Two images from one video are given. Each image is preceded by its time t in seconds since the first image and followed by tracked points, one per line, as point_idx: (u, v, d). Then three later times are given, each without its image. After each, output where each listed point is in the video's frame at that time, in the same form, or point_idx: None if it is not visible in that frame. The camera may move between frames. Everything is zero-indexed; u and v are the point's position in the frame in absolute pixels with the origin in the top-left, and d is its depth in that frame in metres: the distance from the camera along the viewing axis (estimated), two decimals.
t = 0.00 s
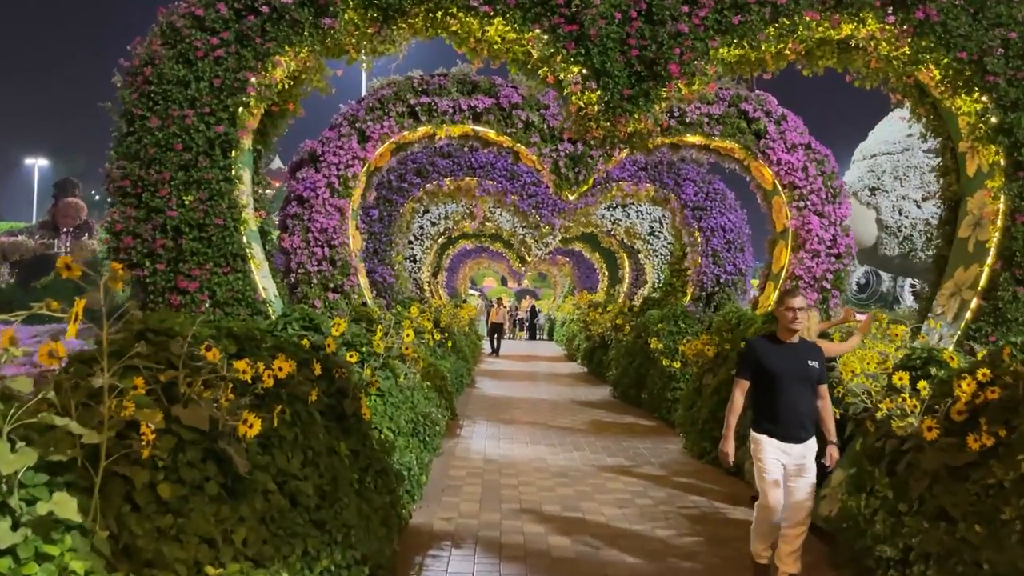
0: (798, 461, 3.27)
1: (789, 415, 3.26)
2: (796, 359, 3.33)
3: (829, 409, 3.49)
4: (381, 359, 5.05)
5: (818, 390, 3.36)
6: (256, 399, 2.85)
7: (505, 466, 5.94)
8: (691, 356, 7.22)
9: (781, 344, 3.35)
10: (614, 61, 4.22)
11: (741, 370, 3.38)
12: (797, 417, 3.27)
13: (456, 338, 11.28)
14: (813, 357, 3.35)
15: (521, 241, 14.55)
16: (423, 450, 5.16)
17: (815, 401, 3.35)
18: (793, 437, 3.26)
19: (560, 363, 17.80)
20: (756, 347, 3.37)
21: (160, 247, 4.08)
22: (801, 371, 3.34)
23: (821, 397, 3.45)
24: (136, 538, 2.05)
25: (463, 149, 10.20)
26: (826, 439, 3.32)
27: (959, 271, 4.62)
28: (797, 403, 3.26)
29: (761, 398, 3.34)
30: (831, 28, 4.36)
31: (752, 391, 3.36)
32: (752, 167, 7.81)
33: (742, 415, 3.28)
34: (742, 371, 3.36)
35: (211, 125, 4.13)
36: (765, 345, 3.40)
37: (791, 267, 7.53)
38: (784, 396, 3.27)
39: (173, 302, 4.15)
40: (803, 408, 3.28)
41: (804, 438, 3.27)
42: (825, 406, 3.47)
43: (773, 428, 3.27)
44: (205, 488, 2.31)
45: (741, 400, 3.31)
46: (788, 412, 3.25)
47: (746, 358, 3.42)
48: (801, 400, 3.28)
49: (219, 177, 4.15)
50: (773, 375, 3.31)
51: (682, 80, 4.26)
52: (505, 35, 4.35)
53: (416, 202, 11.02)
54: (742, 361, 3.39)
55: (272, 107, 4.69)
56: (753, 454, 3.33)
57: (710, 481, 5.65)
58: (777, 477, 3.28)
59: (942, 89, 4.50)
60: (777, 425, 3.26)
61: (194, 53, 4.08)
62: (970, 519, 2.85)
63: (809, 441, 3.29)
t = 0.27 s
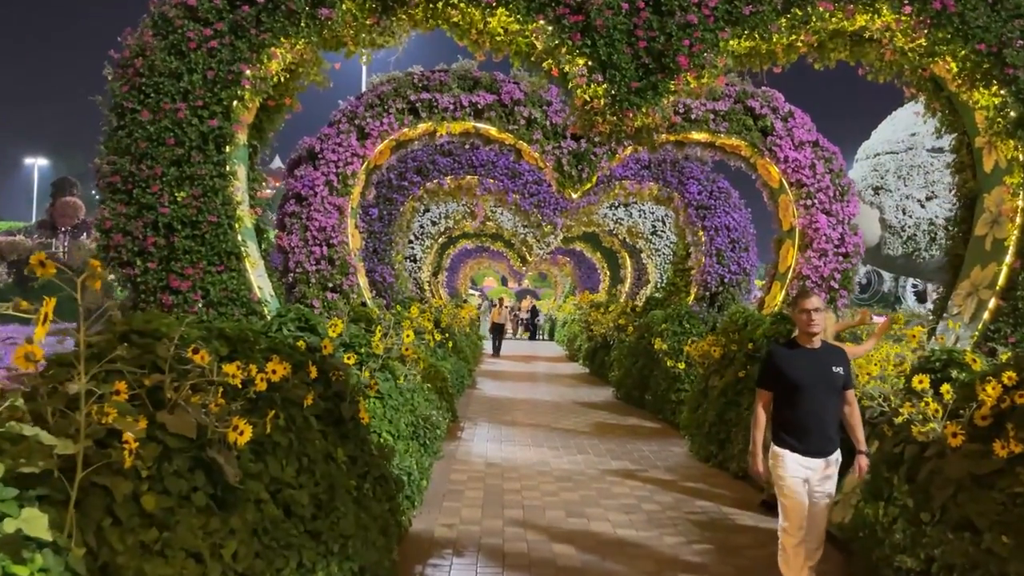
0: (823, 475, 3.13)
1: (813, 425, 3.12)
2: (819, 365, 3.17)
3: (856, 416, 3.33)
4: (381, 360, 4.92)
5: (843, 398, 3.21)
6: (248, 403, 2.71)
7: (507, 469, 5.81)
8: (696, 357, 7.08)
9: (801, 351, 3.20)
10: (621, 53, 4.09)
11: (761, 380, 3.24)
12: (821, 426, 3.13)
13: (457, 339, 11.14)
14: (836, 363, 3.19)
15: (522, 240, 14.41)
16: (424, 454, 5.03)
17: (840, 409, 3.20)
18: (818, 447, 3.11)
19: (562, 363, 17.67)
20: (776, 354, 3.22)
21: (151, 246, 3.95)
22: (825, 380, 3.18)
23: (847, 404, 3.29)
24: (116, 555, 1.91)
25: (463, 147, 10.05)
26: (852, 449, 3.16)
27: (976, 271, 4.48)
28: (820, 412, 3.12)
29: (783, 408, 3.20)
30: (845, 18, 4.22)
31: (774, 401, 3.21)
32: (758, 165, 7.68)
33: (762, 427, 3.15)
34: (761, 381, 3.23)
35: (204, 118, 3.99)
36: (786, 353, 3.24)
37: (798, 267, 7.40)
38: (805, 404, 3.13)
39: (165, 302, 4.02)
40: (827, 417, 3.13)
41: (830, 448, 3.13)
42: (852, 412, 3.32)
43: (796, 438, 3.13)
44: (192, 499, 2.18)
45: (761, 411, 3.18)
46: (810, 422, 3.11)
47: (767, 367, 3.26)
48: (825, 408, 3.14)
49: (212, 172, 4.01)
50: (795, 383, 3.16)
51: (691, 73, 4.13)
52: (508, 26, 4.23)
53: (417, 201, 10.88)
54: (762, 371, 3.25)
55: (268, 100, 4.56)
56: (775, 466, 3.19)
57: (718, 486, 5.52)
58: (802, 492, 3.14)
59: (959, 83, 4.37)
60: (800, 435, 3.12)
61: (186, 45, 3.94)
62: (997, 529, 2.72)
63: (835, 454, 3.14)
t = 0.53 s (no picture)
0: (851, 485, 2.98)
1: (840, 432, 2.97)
2: (842, 370, 3.01)
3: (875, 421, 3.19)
4: (379, 362, 4.77)
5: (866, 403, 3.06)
6: (236, 408, 2.58)
7: (509, 474, 5.66)
8: (702, 359, 6.93)
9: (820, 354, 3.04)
10: (628, 43, 3.94)
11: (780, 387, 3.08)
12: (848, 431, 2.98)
13: (458, 340, 10.99)
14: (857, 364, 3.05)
15: (524, 240, 14.26)
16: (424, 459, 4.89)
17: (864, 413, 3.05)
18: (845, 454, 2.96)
19: (564, 364, 17.52)
20: (797, 360, 3.05)
21: (141, 243, 3.80)
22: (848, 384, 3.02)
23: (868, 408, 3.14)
24: (90, 571, 1.78)
25: (465, 145, 9.91)
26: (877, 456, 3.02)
27: (993, 270, 4.36)
28: (845, 417, 2.96)
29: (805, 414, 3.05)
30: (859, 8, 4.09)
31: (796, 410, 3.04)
32: (765, 163, 7.53)
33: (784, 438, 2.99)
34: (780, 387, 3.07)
35: (196, 111, 3.85)
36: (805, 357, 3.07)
37: (807, 267, 7.26)
38: (829, 412, 2.97)
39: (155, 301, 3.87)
40: (853, 424, 2.98)
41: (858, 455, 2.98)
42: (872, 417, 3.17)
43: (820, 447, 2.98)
44: (174, 509, 2.04)
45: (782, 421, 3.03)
46: (836, 428, 2.96)
47: (785, 373, 3.08)
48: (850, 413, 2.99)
49: (205, 167, 3.87)
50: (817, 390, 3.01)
51: (700, 64, 3.98)
52: (511, 15, 4.08)
53: (418, 200, 10.73)
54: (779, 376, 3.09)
55: (263, 94, 4.42)
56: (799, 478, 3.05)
57: (726, 491, 5.38)
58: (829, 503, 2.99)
59: (978, 75, 4.22)
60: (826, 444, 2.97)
61: (178, 35, 3.80)
62: None
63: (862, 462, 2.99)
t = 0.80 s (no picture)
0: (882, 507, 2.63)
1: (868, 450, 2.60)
2: (874, 378, 2.62)
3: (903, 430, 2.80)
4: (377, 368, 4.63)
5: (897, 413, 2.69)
6: (222, 420, 2.43)
7: (511, 482, 5.52)
8: (709, 364, 6.78)
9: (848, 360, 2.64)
10: (634, 38, 3.80)
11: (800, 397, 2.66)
12: (877, 449, 2.62)
13: (460, 343, 10.85)
14: (887, 371, 2.65)
15: (527, 242, 14.12)
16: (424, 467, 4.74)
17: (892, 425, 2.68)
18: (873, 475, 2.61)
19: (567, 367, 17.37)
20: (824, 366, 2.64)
21: (129, 245, 3.66)
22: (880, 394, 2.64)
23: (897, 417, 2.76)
24: None
25: (466, 146, 9.80)
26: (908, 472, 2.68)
27: (1012, 273, 4.20)
28: (875, 435, 2.60)
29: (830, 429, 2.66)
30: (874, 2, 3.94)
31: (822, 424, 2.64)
32: (773, 163, 7.38)
33: (809, 459, 2.60)
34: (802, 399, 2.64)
35: (187, 108, 3.70)
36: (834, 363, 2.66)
37: (815, 269, 7.10)
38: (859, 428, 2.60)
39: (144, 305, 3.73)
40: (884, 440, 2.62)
41: (888, 474, 2.63)
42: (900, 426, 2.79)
43: (848, 467, 2.61)
44: (151, 532, 1.90)
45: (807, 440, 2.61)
46: (866, 447, 2.60)
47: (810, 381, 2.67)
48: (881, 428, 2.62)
49: (196, 166, 3.72)
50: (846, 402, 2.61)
51: (709, 59, 3.84)
52: (513, 9, 3.94)
53: (418, 202, 10.59)
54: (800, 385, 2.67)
55: (257, 91, 4.28)
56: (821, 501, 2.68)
57: (735, 500, 5.23)
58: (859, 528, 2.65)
59: (998, 72, 4.07)
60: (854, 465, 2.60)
61: (168, 29, 3.66)
62: None
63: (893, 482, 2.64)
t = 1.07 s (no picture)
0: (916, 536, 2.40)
1: (900, 467, 2.40)
2: (906, 392, 2.41)
3: (954, 455, 2.50)
4: (375, 368, 4.50)
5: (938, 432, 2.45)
6: (208, 424, 2.30)
7: (513, 484, 5.39)
8: (715, 363, 6.65)
9: (883, 369, 2.43)
10: (642, 26, 3.67)
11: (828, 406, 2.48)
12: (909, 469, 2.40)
13: (461, 342, 10.71)
14: (929, 385, 2.44)
15: (528, 240, 13.98)
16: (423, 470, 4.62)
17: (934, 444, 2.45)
18: (907, 495, 2.39)
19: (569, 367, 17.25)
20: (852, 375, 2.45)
21: (118, 240, 3.53)
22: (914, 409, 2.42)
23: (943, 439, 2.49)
24: None
25: (468, 143, 9.70)
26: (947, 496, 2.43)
27: None
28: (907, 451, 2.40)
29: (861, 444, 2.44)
30: None
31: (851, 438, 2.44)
32: (780, 159, 7.25)
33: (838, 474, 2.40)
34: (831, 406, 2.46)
35: (178, 99, 3.57)
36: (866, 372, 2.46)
37: (823, 267, 6.96)
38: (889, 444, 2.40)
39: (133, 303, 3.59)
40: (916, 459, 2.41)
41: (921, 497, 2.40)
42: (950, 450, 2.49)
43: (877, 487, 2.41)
44: (127, 545, 1.77)
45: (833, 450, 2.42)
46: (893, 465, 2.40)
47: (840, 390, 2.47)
48: (915, 446, 2.40)
49: (187, 159, 3.59)
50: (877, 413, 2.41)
51: (719, 49, 3.70)
52: None
53: (419, 199, 10.47)
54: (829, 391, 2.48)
55: (251, 83, 4.15)
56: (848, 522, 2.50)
57: (742, 503, 5.09)
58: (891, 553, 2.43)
59: (1017, 62, 3.93)
60: (883, 483, 2.40)
61: (158, 16, 3.53)
62: None
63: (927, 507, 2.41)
